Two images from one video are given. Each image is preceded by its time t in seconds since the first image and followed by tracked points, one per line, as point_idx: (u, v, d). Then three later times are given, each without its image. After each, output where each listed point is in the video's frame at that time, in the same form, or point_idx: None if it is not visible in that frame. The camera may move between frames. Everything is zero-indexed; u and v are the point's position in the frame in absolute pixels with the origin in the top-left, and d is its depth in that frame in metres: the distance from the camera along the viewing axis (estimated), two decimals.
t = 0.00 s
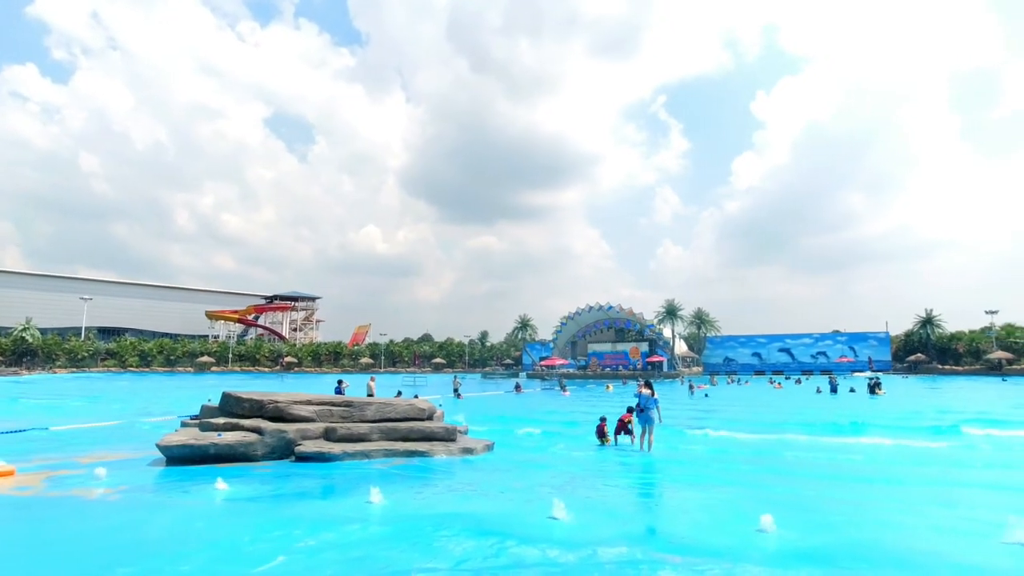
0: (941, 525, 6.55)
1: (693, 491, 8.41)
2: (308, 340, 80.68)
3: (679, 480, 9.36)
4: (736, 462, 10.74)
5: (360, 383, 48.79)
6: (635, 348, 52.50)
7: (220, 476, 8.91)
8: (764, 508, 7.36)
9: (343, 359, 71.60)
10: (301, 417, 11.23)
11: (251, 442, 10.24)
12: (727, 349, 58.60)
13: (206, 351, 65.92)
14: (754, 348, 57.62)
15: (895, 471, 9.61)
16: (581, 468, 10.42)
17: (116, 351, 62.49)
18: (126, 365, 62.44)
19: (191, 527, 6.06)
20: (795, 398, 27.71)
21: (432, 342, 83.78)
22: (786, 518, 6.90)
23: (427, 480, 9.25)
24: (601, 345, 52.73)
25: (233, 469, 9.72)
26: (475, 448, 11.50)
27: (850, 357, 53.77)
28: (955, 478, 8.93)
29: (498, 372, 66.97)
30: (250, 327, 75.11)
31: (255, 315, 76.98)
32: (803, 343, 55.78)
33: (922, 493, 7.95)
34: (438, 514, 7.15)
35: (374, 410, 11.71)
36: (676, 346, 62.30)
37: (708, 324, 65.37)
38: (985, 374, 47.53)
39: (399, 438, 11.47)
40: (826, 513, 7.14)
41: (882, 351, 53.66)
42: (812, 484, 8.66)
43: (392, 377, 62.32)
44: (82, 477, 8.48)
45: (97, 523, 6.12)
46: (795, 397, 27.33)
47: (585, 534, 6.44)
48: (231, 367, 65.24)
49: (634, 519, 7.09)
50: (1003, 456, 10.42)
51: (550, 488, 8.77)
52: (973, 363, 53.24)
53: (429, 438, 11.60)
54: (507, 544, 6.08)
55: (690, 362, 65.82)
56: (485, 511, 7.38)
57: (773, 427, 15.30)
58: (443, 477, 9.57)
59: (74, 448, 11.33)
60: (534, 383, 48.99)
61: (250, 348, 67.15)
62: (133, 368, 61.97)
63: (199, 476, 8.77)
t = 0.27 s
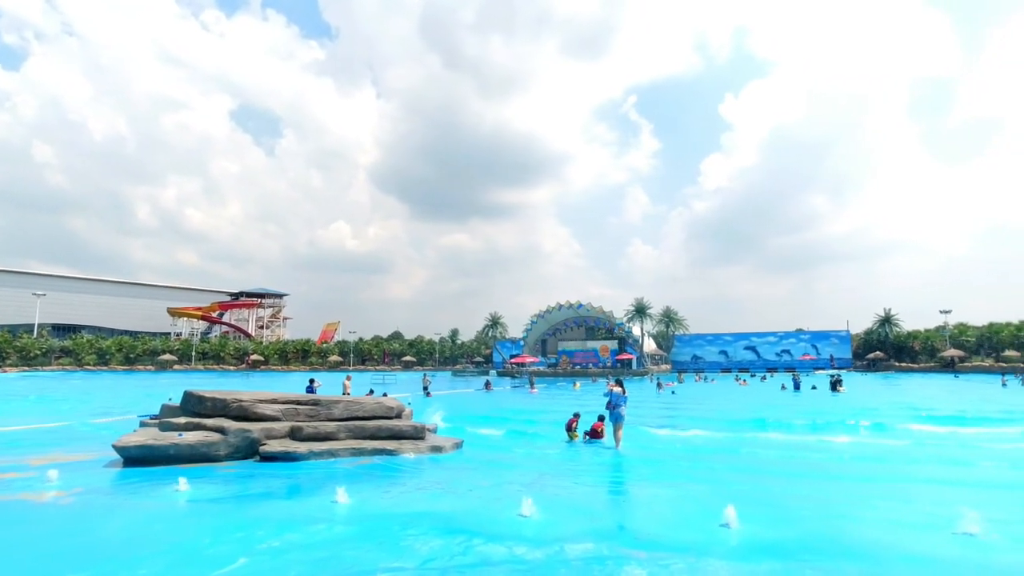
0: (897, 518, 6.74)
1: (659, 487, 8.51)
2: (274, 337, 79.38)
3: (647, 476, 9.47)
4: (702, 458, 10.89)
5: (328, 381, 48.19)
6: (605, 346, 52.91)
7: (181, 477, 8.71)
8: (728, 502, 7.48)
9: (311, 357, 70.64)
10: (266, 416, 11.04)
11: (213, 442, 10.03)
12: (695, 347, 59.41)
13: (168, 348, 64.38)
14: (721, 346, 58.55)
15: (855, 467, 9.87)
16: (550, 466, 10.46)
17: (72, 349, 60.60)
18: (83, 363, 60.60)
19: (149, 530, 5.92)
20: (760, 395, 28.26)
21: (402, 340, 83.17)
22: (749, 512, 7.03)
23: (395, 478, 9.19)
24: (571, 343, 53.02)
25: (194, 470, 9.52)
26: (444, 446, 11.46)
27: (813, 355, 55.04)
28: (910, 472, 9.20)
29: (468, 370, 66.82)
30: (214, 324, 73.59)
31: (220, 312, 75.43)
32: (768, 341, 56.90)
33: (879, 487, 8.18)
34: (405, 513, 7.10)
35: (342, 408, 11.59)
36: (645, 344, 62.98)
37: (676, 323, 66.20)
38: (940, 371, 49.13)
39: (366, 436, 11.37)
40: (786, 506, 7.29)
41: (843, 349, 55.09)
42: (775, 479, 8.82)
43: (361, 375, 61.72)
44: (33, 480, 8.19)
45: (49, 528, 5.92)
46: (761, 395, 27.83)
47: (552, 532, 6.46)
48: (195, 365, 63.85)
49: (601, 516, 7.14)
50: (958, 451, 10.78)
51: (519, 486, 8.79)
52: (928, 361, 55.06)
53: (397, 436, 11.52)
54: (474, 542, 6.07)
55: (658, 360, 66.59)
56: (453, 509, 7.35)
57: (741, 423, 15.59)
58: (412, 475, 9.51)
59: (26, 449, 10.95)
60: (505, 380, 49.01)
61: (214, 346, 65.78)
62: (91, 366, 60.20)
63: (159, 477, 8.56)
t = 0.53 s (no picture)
0: (853, 510, 6.94)
1: (625, 483, 8.60)
2: (238, 334, 77.82)
3: (613, 472, 9.57)
4: (668, 453, 11.05)
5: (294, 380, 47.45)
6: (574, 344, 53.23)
7: (138, 479, 8.47)
8: (692, 497, 7.60)
9: (276, 355, 69.45)
10: (227, 415, 10.81)
11: (172, 442, 9.79)
12: (662, 345, 60.14)
13: (125, 346, 62.59)
14: (687, 344, 59.44)
15: (814, 461, 10.11)
16: (518, 463, 10.47)
17: (22, 347, 58.49)
18: (33, 361, 58.55)
19: (103, 534, 5.75)
20: (725, 391, 28.77)
21: (369, 337, 82.32)
22: (712, 507, 7.15)
23: (361, 477, 9.09)
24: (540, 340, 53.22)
25: (151, 472, 9.27)
26: (411, 444, 11.38)
27: (775, 353, 56.30)
28: (867, 466, 9.48)
29: (437, 367, 66.53)
30: (175, 321, 71.81)
31: (181, 309, 73.64)
32: (732, 339, 57.97)
33: (837, 481, 8.40)
34: (370, 512, 7.04)
35: (306, 406, 11.42)
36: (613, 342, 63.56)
37: (643, 321, 66.97)
38: (895, 368, 50.73)
39: (332, 435, 11.23)
40: (748, 500, 7.45)
41: (804, 347, 56.46)
42: (738, 474, 8.99)
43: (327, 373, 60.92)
44: None
45: None
46: (726, 392, 28.32)
47: (519, 529, 6.48)
48: (154, 364, 62.22)
49: (567, 512, 7.18)
50: (914, 445, 11.15)
51: (486, 483, 8.79)
52: (883, 358, 56.98)
53: (364, 435, 11.40)
54: (440, 540, 6.04)
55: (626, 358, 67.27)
56: (419, 508, 7.32)
57: (708, 419, 15.88)
58: (378, 473, 9.43)
59: None
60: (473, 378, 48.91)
61: (174, 344, 64.19)
62: (42, 364, 58.20)
63: (114, 479, 8.32)
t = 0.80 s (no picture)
0: (812, 503, 7.10)
1: (591, 480, 8.65)
2: (199, 332, 75.99)
3: (580, 468, 9.65)
4: (634, 450, 11.18)
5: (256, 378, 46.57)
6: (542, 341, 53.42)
7: (91, 482, 8.22)
8: (656, 492, 7.70)
9: (239, 352, 68.06)
10: (186, 415, 10.55)
11: (126, 443, 9.52)
12: (629, 342, 60.73)
13: (78, 344, 60.57)
14: (654, 341, 60.17)
15: (775, 455, 10.35)
16: (485, 461, 10.46)
17: None
18: None
19: (51, 539, 5.55)
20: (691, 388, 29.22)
21: (336, 335, 81.24)
22: (675, 502, 7.24)
23: (325, 477, 8.97)
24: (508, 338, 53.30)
25: (104, 474, 9.00)
26: (377, 443, 11.27)
27: (739, 350, 57.42)
28: (825, 460, 9.73)
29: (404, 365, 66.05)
30: (132, 318, 69.78)
31: (139, 305, 71.59)
32: (698, 336, 58.91)
33: (797, 475, 8.59)
34: (334, 512, 6.95)
35: (269, 405, 11.22)
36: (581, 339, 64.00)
37: (611, 318, 67.58)
38: (853, 364, 52.21)
39: (296, 434, 11.06)
40: (711, 495, 7.56)
41: (766, 344, 57.70)
42: (702, 470, 9.12)
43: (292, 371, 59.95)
44: None
45: None
46: (691, 388, 28.74)
47: (484, 527, 6.47)
48: (109, 362, 60.39)
49: (533, 509, 7.19)
50: (871, 439, 11.53)
51: (453, 481, 8.76)
52: (841, 354, 58.86)
53: (328, 434, 11.25)
54: (405, 539, 5.99)
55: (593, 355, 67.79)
56: (384, 507, 7.25)
57: (674, 416, 16.15)
58: (343, 472, 9.32)
59: None
60: (441, 376, 48.70)
61: (132, 341, 62.37)
62: None
63: (66, 482, 8.05)
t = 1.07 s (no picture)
0: (779, 499, 7.21)
1: (562, 478, 8.67)
2: (163, 330, 74.26)
3: (551, 467, 9.66)
4: (605, 447, 11.24)
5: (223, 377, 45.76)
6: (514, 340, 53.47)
7: (47, 485, 7.95)
8: (627, 490, 7.74)
9: (205, 351, 66.74)
10: (148, 415, 10.29)
11: (84, 445, 9.24)
12: (601, 341, 61.12)
13: (35, 343, 58.71)
14: (625, 340, 60.67)
15: (742, 452, 10.52)
16: (456, 460, 10.41)
17: None
18: None
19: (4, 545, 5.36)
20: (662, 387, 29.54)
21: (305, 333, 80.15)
22: (645, 498, 7.30)
23: (293, 478, 8.82)
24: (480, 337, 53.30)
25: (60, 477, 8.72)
26: (347, 442, 11.14)
27: (709, 349, 58.24)
28: (793, 457, 9.89)
29: (375, 364, 65.50)
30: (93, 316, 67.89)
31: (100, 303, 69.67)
32: (668, 335, 59.59)
33: (764, 471, 8.71)
34: (302, 513, 6.84)
35: (236, 405, 11.01)
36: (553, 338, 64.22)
37: (583, 317, 67.95)
38: (819, 363, 53.33)
39: (263, 434, 10.87)
40: (681, 492, 7.63)
41: (735, 343, 58.62)
42: (671, 467, 9.20)
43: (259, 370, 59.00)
44: None
45: None
46: (662, 387, 29.06)
47: (454, 526, 6.44)
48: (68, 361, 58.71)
49: (503, 508, 7.16)
50: (836, 435, 11.76)
51: (423, 480, 8.70)
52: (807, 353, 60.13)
53: (297, 434, 11.08)
54: (374, 540, 5.92)
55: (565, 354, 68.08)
56: (353, 507, 7.16)
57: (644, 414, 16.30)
58: (312, 473, 9.18)
59: None
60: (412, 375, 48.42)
61: (92, 340, 60.69)
62: None
63: (20, 485, 7.78)
